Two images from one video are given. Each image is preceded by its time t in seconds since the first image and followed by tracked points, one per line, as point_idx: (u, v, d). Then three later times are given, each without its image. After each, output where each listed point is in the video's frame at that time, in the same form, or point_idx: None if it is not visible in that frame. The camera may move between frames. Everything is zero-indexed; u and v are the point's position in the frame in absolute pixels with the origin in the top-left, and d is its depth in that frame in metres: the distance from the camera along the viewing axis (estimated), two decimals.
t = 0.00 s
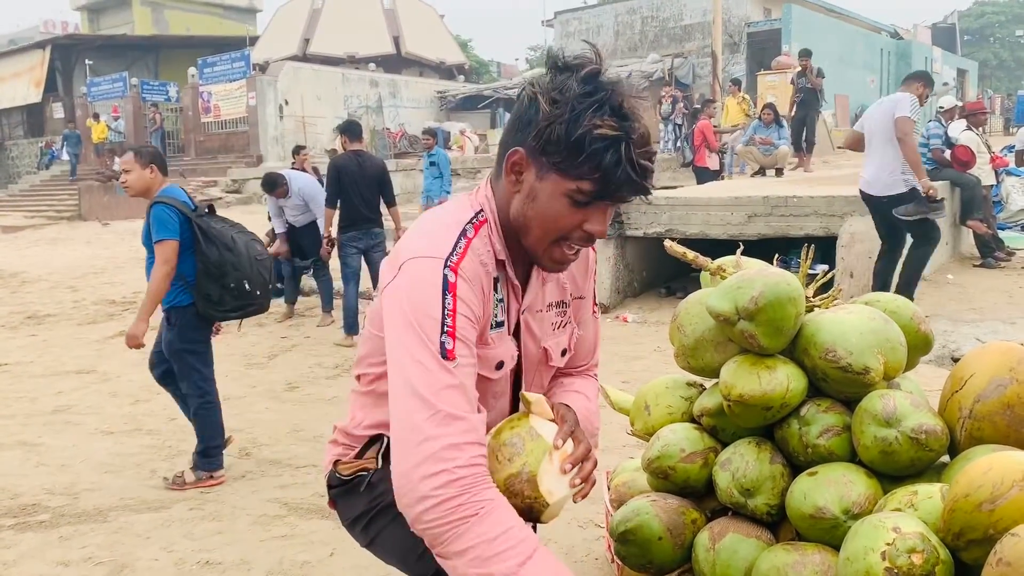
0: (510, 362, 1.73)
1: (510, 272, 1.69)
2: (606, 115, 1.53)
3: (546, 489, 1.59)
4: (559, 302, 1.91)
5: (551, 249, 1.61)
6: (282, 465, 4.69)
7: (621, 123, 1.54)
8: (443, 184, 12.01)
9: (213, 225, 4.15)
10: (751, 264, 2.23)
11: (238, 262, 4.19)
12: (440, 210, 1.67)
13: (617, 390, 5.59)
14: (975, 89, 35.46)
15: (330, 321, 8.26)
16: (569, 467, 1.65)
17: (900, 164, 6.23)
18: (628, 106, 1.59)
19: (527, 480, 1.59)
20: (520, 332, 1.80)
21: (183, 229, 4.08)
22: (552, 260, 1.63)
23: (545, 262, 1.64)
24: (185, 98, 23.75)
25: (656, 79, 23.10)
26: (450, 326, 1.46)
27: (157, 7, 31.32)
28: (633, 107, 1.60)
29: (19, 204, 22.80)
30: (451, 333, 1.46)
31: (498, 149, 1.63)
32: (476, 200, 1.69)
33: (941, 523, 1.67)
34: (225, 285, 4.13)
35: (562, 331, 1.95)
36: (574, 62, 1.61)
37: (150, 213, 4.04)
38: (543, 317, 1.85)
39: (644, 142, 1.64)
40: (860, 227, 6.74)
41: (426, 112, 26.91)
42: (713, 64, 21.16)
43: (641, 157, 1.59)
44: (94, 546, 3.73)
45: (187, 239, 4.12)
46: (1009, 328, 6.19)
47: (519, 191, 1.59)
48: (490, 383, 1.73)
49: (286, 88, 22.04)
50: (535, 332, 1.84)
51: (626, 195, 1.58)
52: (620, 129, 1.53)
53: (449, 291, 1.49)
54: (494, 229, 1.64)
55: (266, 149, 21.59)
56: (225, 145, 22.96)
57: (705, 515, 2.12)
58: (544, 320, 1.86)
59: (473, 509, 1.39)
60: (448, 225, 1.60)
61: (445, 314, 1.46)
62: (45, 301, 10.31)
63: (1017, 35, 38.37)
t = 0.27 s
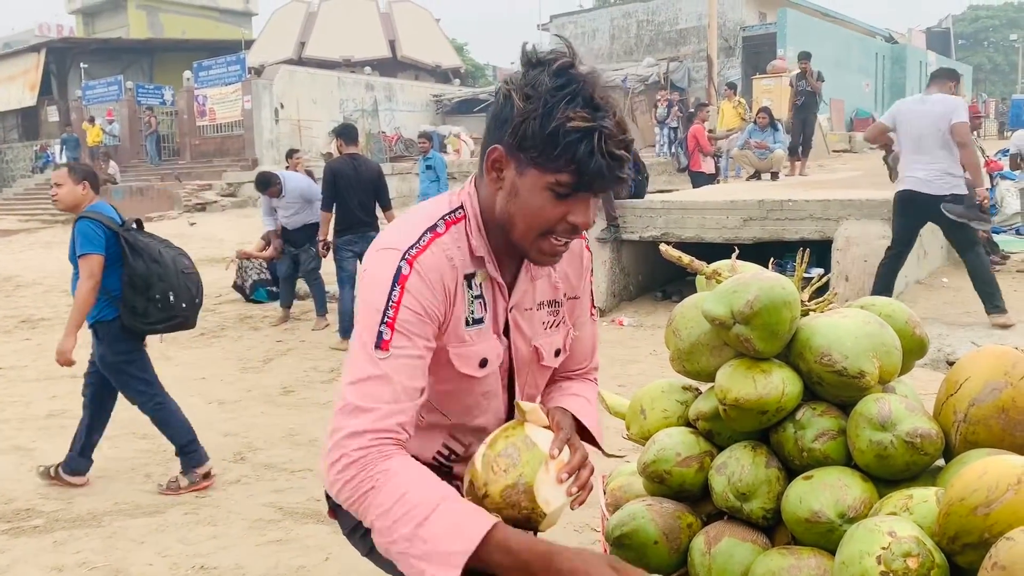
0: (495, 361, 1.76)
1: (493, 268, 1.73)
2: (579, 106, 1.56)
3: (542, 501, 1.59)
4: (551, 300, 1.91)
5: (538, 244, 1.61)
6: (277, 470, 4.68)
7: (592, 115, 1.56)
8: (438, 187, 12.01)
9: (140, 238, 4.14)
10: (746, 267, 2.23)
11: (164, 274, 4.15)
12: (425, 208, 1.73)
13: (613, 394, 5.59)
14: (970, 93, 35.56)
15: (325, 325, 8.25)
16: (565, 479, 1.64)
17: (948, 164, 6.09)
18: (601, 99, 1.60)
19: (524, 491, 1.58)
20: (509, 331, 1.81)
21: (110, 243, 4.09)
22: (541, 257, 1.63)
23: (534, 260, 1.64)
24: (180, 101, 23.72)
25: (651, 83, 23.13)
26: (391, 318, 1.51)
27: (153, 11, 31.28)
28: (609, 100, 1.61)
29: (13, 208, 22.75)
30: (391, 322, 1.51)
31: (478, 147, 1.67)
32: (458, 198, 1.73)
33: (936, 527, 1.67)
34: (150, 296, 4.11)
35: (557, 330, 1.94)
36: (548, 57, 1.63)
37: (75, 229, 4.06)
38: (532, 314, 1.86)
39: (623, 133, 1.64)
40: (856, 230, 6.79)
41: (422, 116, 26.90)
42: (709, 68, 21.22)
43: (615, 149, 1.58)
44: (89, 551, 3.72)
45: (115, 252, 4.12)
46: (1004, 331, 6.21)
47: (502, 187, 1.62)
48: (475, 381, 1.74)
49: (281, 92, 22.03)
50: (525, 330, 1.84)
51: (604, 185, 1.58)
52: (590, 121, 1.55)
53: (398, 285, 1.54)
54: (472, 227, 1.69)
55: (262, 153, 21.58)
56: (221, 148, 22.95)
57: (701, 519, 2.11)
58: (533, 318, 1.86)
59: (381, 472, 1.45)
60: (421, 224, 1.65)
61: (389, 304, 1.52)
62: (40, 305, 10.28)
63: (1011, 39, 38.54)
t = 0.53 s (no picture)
0: (461, 326, 1.70)
1: (463, 232, 1.73)
2: (519, 36, 1.62)
3: (525, 519, 1.53)
4: (542, 279, 1.82)
5: (510, 186, 1.61)
6: (273, 473, 4.68)
7: (532, 45, 1.61)
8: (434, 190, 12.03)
9: (79, 236, 4.14)
10: (744, 272, 2.24)
11: (99, 273, 4.15)
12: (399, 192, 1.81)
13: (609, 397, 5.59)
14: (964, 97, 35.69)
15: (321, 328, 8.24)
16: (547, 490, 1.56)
17: (977, 155, 6.09)
18: (544, 34, 1.65)
19: (504, 512, 1.53)
20: (495, 304, 1.76)
21: (49, 237, 4.09)
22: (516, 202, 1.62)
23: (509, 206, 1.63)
24: (177, 104, 23.72)
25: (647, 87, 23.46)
26: (324, 269, 1.60)
27: (149, 13, 31.27)
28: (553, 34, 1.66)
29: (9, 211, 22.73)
30: (321, 274, 1.60)
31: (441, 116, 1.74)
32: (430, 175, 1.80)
33: (934, 530, 1.68)
34: (82, 293, 4.10)
35: (553, 310, 1.82)
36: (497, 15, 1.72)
37: (17, 220, 4.08)
38: (519, 291, 1.79)
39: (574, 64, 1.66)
40: (852, 234, 6.79)
41: (419, 119, 26.93)
42: (705, 72, 21.28)
43: (560, 70, 1.62)
44: (84, 555, 3.71)
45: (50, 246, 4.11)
46: (999, 335, 6.23)
47: (467, 140, 1.66)
48: (439, 346, 1.69)
49: (278, 95, 22.03)
50: (510, 303, 1.77)
51: (554, 107, 1.60)
52: (531, 46, 1.61)
53: (340, 240, 1.63)
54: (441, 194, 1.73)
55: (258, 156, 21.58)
56: (217, 151, 22.94)
57: (699, 523, 2.12)
58: (521, 295, 1.79)
59: (269, 367, 1.54)
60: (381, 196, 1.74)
61: (325, 258, 1.61)
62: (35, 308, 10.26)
63: (1006, 45, 38.76)
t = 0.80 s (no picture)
0: (441, 319, 1.75)
1: (441, 228, 1.81)
2: (468, 27, 1.67)
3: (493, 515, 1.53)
4: (533, 269, 1.86)
5: (478, 176, 1.67)
6: (272, 476, 4.67)
7: (481, 33, 1.66)
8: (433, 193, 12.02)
9: (13, 249, 3.99)
10: (744, 274, 2.24)
11: (32, 288, 3.98)
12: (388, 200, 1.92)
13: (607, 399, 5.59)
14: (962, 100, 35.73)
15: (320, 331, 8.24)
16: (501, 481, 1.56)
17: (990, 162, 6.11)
18: (495, 21, 1.70)
19: (474, 525, 1.54)
20: (483, 295, 1.80)
21: None
22: (486, 192, 1.68)
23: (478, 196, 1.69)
24: (175, 106, 23.72)
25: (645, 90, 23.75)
26: (312, 283, 1.74)
27: (148, 15, 31.26)
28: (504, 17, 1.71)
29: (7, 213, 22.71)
30: (312, 287, 1.74)
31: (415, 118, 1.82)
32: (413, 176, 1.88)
33: (934, 533, 1.68)
34: (15, 309, 3.94)
35: (545, 299, 1.86)
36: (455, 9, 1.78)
37: None
38: (510, 281, 1.83)
39: (527, 45, 1.70)
40: (850, 237, 6.79)
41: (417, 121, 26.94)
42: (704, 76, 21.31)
43: (509, 53, 1.66)
44: (82, 558, 3.71)
45: None
46: (997, 338, 6.24)
47: (432, 136, 1.73)
48: (421, 340, 1.75)
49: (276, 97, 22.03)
50: (501, 293, 1.81)
51: (507, 93, 1.65)
52: (479, 36, 1.66)
53: (323, 252, 1.75)
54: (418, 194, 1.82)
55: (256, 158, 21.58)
56: (215, 154, 22.94)
57: (699, 525, 2.12)
58: (510, 285, 1.83)
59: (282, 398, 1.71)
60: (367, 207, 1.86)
61: (312, 272, 1.75)
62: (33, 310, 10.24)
63: (1004, 49, 38.84)
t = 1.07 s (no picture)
0: (434, 318, 1.78)
1: (428, 231, 1.84)
2: (444, 50, 1.70)
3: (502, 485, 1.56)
4: (523, 268, 1.89)
5: (449, 196, 1.73)
6: (271, 479, 4.67)
7: (454, 58, 1.69)
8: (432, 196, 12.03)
9: None
10: (744, 278, 2.25)
11: None
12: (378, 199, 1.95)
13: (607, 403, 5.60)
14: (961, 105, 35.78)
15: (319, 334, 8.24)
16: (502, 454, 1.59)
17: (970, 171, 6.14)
18: (470, 41, 1.72)
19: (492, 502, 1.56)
20: (472, 294, 1.83)
21: None
22: (457, 207, 1.74)
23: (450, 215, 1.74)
24: (176, 110, 23.74)
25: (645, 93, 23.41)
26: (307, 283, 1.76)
27: (148, 19, 31.29)
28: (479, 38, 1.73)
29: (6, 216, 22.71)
30: (306, 288, 1.76)
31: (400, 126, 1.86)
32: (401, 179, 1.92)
33: (934, 538, 1.68)
34: None
35: (537, 297, 1.88)
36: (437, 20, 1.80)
37: None
38: (500, 280, 1.86)
39: (499, 69, 1.73)
40: (850, 241, 6.80)
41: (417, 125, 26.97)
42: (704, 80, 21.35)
43: (474, 87, 1.68)
44: (82, 561, 3.70)
45: None
46: (997, 342, 6.24)
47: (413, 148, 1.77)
48: (414, 339, 1.78)
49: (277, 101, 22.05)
50: (491, 293, 1.84)
51: (478, 123, 1.67)
52: (450, 62, 1.69)
53: (316, 254, 1.78)
54: (404, 199, 1.85)
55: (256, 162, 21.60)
56: (215, 157, 22.95)
57: (699, 529, 2.12)
58: (501, 284, 1.85)
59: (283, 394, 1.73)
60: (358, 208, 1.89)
61: (306, 273, 1.77)
62: (33, 313, 10.24)
63: (1003, 54, 38.93)
